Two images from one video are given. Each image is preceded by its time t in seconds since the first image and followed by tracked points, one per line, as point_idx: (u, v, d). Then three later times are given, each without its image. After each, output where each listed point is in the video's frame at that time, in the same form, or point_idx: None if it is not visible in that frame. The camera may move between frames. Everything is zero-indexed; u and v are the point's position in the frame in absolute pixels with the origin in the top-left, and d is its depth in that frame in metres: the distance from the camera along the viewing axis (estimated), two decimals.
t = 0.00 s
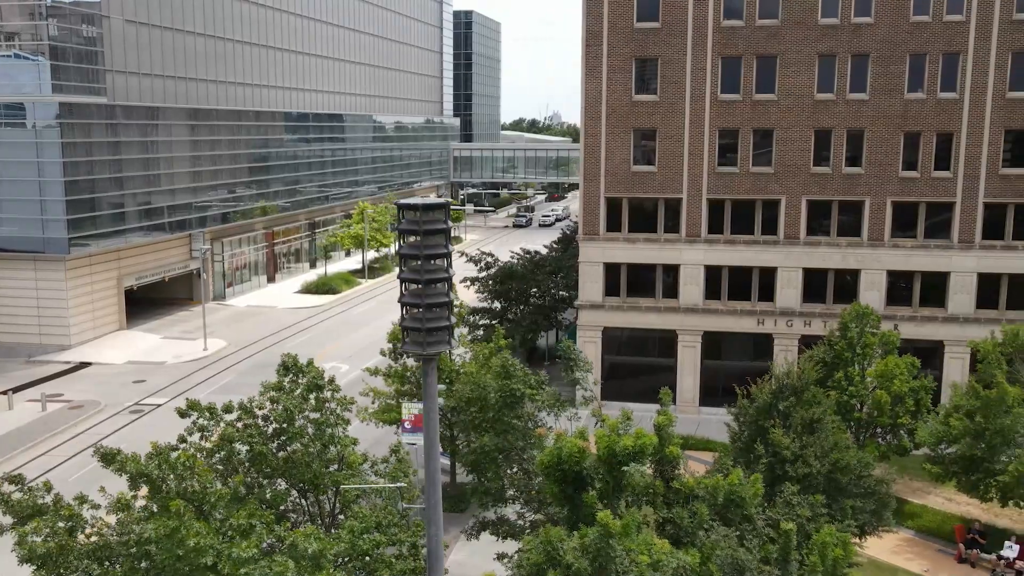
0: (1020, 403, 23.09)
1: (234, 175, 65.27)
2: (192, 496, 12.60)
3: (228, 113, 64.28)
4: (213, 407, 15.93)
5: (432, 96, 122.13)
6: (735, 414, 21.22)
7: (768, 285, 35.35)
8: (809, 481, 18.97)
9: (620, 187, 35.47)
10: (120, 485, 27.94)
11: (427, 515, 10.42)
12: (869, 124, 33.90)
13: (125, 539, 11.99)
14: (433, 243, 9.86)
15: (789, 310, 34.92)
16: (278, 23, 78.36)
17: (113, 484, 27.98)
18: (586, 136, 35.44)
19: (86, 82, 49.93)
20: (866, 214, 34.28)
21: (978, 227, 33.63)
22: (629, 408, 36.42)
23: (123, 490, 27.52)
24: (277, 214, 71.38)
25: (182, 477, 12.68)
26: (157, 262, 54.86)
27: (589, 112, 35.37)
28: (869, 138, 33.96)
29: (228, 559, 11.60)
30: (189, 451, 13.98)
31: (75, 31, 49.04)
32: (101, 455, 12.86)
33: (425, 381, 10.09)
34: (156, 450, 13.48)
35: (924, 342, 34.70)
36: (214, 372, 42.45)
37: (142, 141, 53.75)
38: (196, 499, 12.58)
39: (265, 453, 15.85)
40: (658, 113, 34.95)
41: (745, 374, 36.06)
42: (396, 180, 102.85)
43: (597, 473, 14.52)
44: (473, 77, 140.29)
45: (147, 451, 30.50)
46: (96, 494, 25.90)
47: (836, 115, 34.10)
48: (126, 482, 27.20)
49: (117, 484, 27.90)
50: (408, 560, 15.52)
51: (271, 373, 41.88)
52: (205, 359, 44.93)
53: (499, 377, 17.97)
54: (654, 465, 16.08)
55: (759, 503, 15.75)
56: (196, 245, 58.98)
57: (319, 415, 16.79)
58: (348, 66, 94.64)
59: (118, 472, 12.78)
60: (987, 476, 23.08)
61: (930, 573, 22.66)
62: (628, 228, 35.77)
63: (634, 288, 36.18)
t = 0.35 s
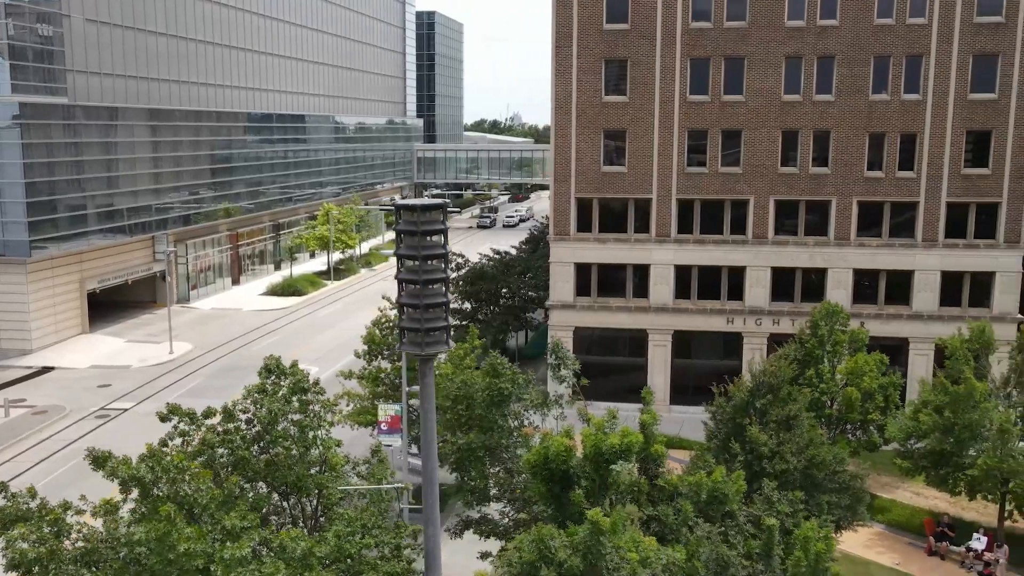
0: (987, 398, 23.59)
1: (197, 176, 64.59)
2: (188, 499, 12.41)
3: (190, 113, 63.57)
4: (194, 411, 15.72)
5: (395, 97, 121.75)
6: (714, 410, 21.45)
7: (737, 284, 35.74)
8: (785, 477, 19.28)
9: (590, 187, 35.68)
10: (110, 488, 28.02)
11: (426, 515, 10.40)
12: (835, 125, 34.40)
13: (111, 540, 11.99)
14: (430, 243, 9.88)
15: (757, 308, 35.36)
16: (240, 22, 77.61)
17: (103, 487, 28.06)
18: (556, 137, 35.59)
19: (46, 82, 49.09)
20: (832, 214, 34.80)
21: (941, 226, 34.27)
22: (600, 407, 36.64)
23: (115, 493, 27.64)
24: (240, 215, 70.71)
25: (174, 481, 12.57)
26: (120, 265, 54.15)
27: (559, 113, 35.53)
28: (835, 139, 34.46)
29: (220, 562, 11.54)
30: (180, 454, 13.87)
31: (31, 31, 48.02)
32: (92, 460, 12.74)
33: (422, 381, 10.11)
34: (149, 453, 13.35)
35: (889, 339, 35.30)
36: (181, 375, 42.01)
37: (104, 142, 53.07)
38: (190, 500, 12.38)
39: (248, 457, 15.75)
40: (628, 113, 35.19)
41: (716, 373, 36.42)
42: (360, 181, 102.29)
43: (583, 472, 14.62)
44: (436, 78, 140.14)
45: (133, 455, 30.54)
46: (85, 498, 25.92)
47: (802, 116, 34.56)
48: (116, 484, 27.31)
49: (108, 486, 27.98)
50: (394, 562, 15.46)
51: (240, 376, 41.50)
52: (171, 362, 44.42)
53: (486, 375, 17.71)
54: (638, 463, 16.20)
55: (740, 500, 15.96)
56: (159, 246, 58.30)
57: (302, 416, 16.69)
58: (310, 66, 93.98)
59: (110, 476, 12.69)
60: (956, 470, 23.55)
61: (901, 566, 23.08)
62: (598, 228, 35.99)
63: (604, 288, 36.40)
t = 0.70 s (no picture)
0: (951, 393, 24.15)
1: (156, 177, 63.85)
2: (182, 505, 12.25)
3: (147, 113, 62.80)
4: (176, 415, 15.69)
5: (355, 96, 121.12)
6: (689, 407, 21.73)
7: (704, 283, 36.13)
8: (761, 472, 19.59)
9: (558, 187, 35.86)
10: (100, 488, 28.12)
11: (422, 516, 10.38)
12: (799, 125, 34.91)
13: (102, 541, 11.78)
14: (429, 242, 9.90)
15: (724, 307, 35.78)
16: (198, 21, 76.70)
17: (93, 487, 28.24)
18: (524, 137, 35.70)
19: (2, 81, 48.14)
20: (797, 213, 35.33)
21: (902, 225, 34.95)
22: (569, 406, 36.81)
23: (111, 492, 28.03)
24: (199, 217, 69.91)
25: (169, 481, 12.49)
26: (79, 267, 53.27)
27: (527, 113, 35.64)
28: (799, 139, 34.97)
29: (211, 563, 11.55)
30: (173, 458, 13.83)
31: None
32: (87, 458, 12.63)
33: (419, 380, 10.14)
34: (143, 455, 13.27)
35: (853, 336, 35.88)
36: (145, 377, 41.58)
37: (63, 142, 52.51)
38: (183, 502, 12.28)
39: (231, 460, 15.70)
40: (596, 113, 35.41)
41: (683, 370, 36.81)
42: (320, 182, 101.55)
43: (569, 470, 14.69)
44: (396, 78, 139.66)
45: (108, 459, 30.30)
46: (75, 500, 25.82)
47: (767, 116, 35.03)
48: (100, 485, 27.63)
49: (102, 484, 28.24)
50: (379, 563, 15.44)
51: (205, 379, 41.05)
52: (134, 364, 43.84)
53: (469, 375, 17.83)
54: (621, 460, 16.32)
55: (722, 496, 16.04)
56: (119, 248, 57.36)
57: (285, 419, 16.68)
58: (269, 66, 93.12)
59: (104, 475, 12.55)
60: (923, 463, 24.06)
61: (870, 558, 23.52)
62: (566, 228, 36.19)
63: (572, 287, 36.60)
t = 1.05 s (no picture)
0: (920, 389, 24.62)
1: (117, 179, 63.16)
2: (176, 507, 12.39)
3: (107, 114, 62.10)
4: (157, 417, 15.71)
5: (317, 97, 120.39)
6: (668, 404, 21.94)
7: (674, 282, 36.43)
8: (738, 468, 19.86)
9: (528, 187, 36.00)
10: (79, 487, 28.24)
11: (420, 516, 10.42)
12: (767, 126, 35.36)
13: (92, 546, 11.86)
14: (425, 243, 9.90)
15: (694, 305, 36.12)
16: (158, 20, 75.82)
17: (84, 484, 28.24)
18: (495, 138, 35.79)
19: None
20: (765, 213, 35.76)
21: (867, 224, 35.52)
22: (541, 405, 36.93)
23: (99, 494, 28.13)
24: (161, 219, 69.10)
25: (163, 486, 12.54)
26: (41, 270, 52.40)
27: (497, 114, 35.71)
28: (767, 140, 35.40)
29: (205, 566, 11.65)
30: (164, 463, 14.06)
31: None
32: (78, 463, 12.75)
33: (417, 381, 10.15)
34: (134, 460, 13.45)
35: (820, 333, 36.37)
36: (112, 381, 41.10)
37: (21, 144, 51.92)
38: (176, 504, 12.41)
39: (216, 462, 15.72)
40: (565, 114, 35.58)
41: (654, 369, 37.13)
42: (283, 183, 100.71)
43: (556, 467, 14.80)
44: (358, 78, 139.02)
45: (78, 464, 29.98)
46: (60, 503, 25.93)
47: (735, 117, 35.43)
48: (77, 486, 27.88)
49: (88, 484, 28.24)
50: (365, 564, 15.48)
51: (172, 382, 40.56)
52: (100, 368, 43.29)
53: (452, 374, 17.89)
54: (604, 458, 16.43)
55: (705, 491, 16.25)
56: (80, 251, 56.53)
57: (268, 421, 16.70)
58: (231, 66, 92.24)
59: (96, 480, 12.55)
60: (893, 458, 24.49)
61: (843, 552, 23.91)
62: (537, 228, 36.33)
63: (543, 287, 36.74)
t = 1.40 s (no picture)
0: (888, 384, 25.12)
1: (73, 181, 62.15)
2: (164, 510, 12.36)
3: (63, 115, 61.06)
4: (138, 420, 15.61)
5: (277, 98, 119.46)
6: (644, 402, 22.14)
7: (641, 282, 36.74)
8: (714, 464, 20.10)
9: (496, 189, 36.10)
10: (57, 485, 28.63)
11: (416, 516, 10.44)
12: (732, 127, 35.80)
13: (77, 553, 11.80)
14: (422, 244, 9.92)
15: (661, 305, 36.46)
16: (114, 20, 74.69)
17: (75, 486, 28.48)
18: (463, 139, 35.83)
19: None
20: (730, 214, 36.21)
21: (830, 224, 36.11)
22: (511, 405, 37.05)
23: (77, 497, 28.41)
24: (120, 222, 68.14)
25: (150, 490, 12.49)
26: None
27: (465, 115, 35.75)
28: (732, 141, 35.85)
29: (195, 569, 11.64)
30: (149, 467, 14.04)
31: None
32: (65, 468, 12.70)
33: (413, 380, 10.16)
34: (120, 464, 13.43)
35: (786, 332, 36.86)
36: (73, 386, 40.40)
37: None
38: (163, 507, 12.39)
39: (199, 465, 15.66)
40: (533, 116, 35.73)
41: (622, 369, 37.39)
42: (243, 186, 99.72)
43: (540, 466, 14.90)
44: (318, 79, 138.10)
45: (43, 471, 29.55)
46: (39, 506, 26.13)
47: (701, 119, 35.81)
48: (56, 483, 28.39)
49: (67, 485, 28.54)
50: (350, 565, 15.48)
51: (135, 387, 39.94)
52: (61, 373, 42.57)
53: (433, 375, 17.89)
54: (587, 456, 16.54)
55: (685, 488, 16.44)
56: (37, 254, 55.60)
57: (250, 423, 16.64)
58: (188, 66, 91.10)
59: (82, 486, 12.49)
60: (862, 453, 24.95)
61: (814, 546, 24.30)
62: (506, 229, 36.43)
63: (512, 289, 36.85)
